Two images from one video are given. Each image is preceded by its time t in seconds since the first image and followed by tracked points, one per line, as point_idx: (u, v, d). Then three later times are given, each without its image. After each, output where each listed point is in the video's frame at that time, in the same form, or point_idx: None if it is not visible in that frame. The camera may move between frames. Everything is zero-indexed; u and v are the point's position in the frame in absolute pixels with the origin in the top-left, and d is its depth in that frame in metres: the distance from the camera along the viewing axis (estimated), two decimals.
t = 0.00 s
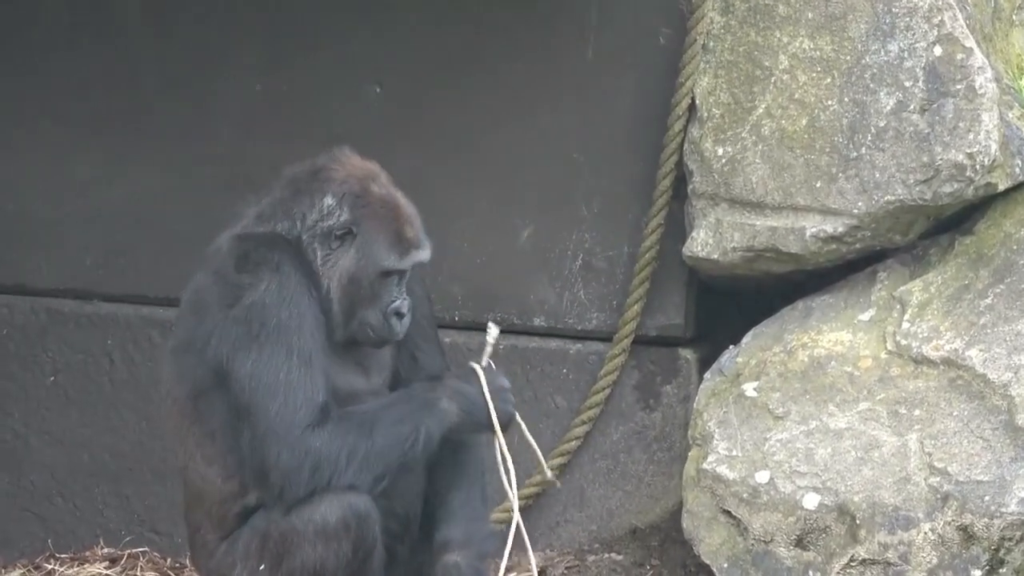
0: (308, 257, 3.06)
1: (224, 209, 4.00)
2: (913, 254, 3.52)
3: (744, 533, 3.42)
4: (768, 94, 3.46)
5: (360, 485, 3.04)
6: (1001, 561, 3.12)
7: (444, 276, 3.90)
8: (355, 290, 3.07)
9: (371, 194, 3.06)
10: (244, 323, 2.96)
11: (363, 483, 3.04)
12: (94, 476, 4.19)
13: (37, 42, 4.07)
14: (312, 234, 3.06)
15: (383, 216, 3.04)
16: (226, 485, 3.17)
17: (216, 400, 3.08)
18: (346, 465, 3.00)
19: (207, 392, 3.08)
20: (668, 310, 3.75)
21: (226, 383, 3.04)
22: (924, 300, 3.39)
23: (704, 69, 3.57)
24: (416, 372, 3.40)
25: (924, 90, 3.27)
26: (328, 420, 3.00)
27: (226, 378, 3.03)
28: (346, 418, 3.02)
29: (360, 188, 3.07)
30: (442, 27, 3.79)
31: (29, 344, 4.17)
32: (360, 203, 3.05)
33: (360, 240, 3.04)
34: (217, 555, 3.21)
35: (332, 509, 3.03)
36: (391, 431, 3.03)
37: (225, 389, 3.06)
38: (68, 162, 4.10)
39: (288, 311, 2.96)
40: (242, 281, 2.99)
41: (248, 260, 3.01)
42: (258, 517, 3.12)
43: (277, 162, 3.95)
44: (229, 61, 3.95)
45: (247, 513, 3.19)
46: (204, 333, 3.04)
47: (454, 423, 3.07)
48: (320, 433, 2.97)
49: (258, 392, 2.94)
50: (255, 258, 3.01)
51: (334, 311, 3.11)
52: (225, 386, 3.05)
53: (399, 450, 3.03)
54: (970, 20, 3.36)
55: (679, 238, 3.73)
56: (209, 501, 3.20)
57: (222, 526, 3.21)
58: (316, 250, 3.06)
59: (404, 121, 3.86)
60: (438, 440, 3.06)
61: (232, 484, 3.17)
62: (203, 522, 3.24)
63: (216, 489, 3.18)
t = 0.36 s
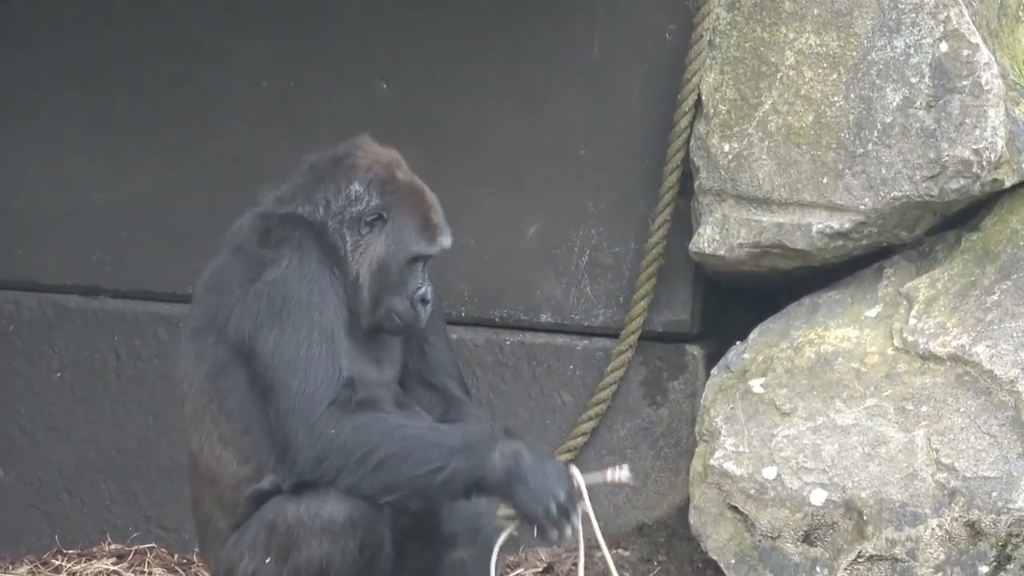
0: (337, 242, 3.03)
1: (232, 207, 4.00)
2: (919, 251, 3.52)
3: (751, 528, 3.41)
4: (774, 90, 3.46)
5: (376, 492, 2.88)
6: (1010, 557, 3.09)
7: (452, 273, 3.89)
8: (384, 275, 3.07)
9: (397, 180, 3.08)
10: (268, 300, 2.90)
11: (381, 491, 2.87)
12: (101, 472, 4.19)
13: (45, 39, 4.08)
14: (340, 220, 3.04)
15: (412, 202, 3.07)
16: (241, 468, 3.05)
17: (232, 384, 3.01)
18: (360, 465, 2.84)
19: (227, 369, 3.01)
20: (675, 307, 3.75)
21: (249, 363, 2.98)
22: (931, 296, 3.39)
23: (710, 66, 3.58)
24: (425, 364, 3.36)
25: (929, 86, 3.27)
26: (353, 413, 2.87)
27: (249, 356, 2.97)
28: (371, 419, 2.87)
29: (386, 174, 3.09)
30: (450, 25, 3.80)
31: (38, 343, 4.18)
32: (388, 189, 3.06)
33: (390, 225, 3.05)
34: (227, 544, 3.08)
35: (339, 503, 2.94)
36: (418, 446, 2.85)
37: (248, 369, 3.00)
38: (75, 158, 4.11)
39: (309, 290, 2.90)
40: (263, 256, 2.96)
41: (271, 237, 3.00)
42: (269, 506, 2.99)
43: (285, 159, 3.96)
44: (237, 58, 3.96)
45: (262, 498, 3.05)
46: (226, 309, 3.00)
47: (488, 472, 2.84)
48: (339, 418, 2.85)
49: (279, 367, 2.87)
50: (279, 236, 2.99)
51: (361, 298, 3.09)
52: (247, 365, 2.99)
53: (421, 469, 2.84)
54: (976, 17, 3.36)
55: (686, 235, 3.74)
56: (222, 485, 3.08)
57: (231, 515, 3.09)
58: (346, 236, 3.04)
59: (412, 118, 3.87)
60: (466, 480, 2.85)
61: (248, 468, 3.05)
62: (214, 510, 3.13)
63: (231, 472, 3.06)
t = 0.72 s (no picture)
0: (360, 234, 3.07)
1: (238, 203, 4.01)
2: (925, 248, 3.52)
3: (757, 525, 3.40)
4: (779, 87, 3.46)
5: (381, 493, 2.84)
6: (1014, 555, 3.12)
7: (457, 270, 3.89)
8: (405, 269, 3.12)
9: (418, 173, 3.14)
10: (287, 294, 2.92)
11: (387, 494, 2.84)
12: (107, 469, 4.19)
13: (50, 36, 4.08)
14: (362, 214, 3.09)
15: (433, 196, 3.13)
16: (253, 461, 3.05)
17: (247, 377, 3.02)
18: (370, 462, 2.83)
19: (244, 361, 3.02)
20: (680, 304, 3.75)
21: (266, 356, 2.99)
22: (937, 293, 3.38)
23: (715, 64, 3.58)
24: (431, 360, 3.37)
25: (935, 83, 3.28)
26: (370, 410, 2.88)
27: (265, 349, 2.97)
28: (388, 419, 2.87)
29: (406, 168, 3.15)
30: (455, 21, 3.81)
31: (43, 340, 4.18)
32: (409, 183, 3.12)
33: (412, 219, 3.11)
34: (235, 539, 3.08)
35: (344, 500, 2.93)
36: (430, 453, 2.81)
37: (265, 363, 3.00)
38: (80, 155, 4.11)
39: (330, 284, 2.92)
40: (284, 248, 2.97)
41: (292, 230, 3.01)
42: (277, 501, 2.98)
43: (290, 156, 3.95)
44: (242, 55, 3.96)
45: (273, 490, 3.03)
46: (246, 302, 3.00)
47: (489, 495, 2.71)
48: (354, 412, 2.86)
49: (296, 362, 2.89)
50: (302, 230, 3.01)
51: (382, 292, 3.12)
52: (264, 358, 2.99)
53: (428, 476, 2.79)
54: (981, 14, 3.36)
55: (691, 233, 3.74)
56: (233, 477, 3.08)
57: (240, 508, 3.08)
58: (368, 229, 3.09)
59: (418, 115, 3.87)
60: (466, 499, 2.75)
61: (260, 459, 3.05)
62: (224, 504, 3.13)
63: (243, 464, 3.06)
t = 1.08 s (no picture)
0: (365, 235, 3.07)
1: (241, 203, 4.01)
2: (929, 247, 3.52)
3: (761, 525, 3.40)
4: (783, 87, 3.46)
5: (393, 487, 2.85)
6: (1017, 554, 3.11)
7: (461, 269, 3.89)
8: (408, 270, 3.12)
9: (424, 174, 3.13)
10: (294, 297, 2.93)
11: (398, 491, 2.85)
12: (111, 469, 4.19)
13: (54, 36, 4.09)
14: (367, 215, 3.08)
15: (438, 197, 3.12)
16: (257, 460, 3.05)
17: (252, 378, 3.01)
18: (380, 459, 2.84)
19: (248, 362, 3.01)
20: (684, 304, 3.75)
21: (272, 359, 2.99)
22: (941, 293, 3.38)
23: (719, 64, 3.58)
24: (436, 359, 3.37)
25: (939, 82, 3.27)
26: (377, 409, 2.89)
27: (272, 352, 2.98)
28: (393, 414, 2.88)
29: (411, 169, 3.14)
30: (459, 21, 3.81)
31: (47, 340, 4.18)
32: (414, 183, 3.11)
33: (416, 220, 3.10)
34: (239, 539, 3.07)
35: (352, 499, 2.92)
36: (435, 440, 2.82)
37: (270, 365, 3.00)
38: (84, 155, 4.11)
39: (336, 288, 2.94)
40: (291, 251, 2.97)
41: (300, 232, 3.01)
42: (282, 500, 2.99)
43: (294, 155, 3.95)
44: (246, 56, 3.96)
45: (275, 492, 3.05)
46: (251, 304, 2.99)
47: (501, 470, 2.72)
48: (361, 414, 2.88)
49: (303, 366, 2.90)
50: (309, 232, 3.01)
51: (386, 292, 3.11)
52: (269, 359, 3.00)
53: (436, 463, 2.80)
54: (986, 13, 3.36)
55: (694, 233, 3.74)
56: (237, 477, 3.08)
57: (244, 508, 3.08)
58: (373, 230, 3.08)
59: (421, 115, 3.87)
60: (479, 479, 2.75)
61: (264, 459, 3.05)
62: (226, 502, 3.13)
63: (246, 464, 3.06)
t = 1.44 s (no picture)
0: (367, 234, 3.05)
1: (248, 202, 4.01)
2: (935, 246, 3.52)
3: (767, 524, 3.39)
4: (789, 86, 3.46)
5: (400, 486, 2.86)
6: None
7: (468, 269, 3.89)
8: (409, 268, 3.11)
9: (426, 173, 3.12)
10: (298, 296, 2.91)
11: (405, 489, 2.85)
12: (117, 469, 4.19)
13: (59, 36, 4.08)
14: (369, 213, 3.06)
15: (440, 196, 3.10)
16: (263, 460, 3.05)
17: (255, 378, 3.01)
18: (391, 460, 2.84)
19: (250, 361, 3.01)
20: (690, 303, 3.76)
21: (277, 358, 2.97)
22: (947, 292, 3.39)
23: (725, 63, 3.58)
24: (441, 358, 3.37)
25: (945, 82, 3.28)
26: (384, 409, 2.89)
27: (277, 351, 2.97)
28: (401, 416, 2.89)
29: (413, 167, 3.12)
30: (465, 21, 3.81)
31: (54, 340, 4.18)
32: (416, 182, 3.10)
33: (418, 218, 3.09)
34: (245, 538, 3.07)
35: (359, 498, 2.92)
36: (445, 445, 2.83)
37: (275, 365, 2.99)
38: (91, 155, 4.11)
39: (341, 286, 2.92)
40: (294, 251, 2.97)
41: (302, 232, 3.01)
42: (288, 500, 3.00)
43: (300, 155, 3.96)
44: (251, 56, 3.96)
45: (283, 491, 3.05)
46: (255, 303, 2.98)
47: (512, 481, 2.75)
48: (369, 414, 2.86)
49: (310, 364, 2.89)
50: (312, 231, 3.00)
51: (387, 290, 3.10)
52: (275, 359, 2.98)
53: (446, 470, 2.80)
54: (992, 12, 3.36)
55: (701, 232, 3.74)
56: (243, 476, 3.08)
57: (251, 507, 3.09)
58: (375, 228, 3.06)
59: (428, 114, 3.87)
60: (491, 489, 2.77)
61: (269, 458, 3.05)
62: (233, 502, 3.13)
63: (252, 464, 3.06)
